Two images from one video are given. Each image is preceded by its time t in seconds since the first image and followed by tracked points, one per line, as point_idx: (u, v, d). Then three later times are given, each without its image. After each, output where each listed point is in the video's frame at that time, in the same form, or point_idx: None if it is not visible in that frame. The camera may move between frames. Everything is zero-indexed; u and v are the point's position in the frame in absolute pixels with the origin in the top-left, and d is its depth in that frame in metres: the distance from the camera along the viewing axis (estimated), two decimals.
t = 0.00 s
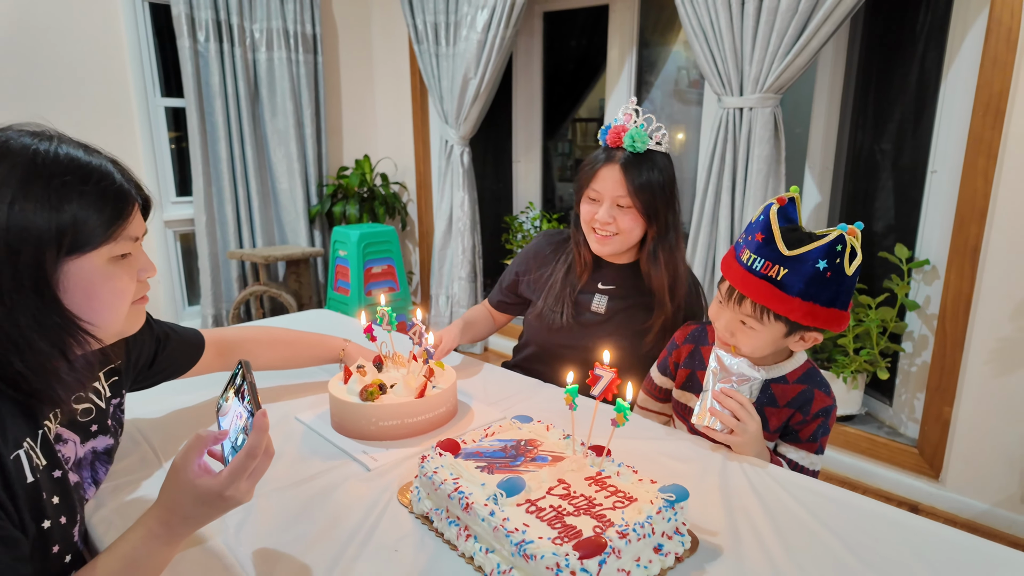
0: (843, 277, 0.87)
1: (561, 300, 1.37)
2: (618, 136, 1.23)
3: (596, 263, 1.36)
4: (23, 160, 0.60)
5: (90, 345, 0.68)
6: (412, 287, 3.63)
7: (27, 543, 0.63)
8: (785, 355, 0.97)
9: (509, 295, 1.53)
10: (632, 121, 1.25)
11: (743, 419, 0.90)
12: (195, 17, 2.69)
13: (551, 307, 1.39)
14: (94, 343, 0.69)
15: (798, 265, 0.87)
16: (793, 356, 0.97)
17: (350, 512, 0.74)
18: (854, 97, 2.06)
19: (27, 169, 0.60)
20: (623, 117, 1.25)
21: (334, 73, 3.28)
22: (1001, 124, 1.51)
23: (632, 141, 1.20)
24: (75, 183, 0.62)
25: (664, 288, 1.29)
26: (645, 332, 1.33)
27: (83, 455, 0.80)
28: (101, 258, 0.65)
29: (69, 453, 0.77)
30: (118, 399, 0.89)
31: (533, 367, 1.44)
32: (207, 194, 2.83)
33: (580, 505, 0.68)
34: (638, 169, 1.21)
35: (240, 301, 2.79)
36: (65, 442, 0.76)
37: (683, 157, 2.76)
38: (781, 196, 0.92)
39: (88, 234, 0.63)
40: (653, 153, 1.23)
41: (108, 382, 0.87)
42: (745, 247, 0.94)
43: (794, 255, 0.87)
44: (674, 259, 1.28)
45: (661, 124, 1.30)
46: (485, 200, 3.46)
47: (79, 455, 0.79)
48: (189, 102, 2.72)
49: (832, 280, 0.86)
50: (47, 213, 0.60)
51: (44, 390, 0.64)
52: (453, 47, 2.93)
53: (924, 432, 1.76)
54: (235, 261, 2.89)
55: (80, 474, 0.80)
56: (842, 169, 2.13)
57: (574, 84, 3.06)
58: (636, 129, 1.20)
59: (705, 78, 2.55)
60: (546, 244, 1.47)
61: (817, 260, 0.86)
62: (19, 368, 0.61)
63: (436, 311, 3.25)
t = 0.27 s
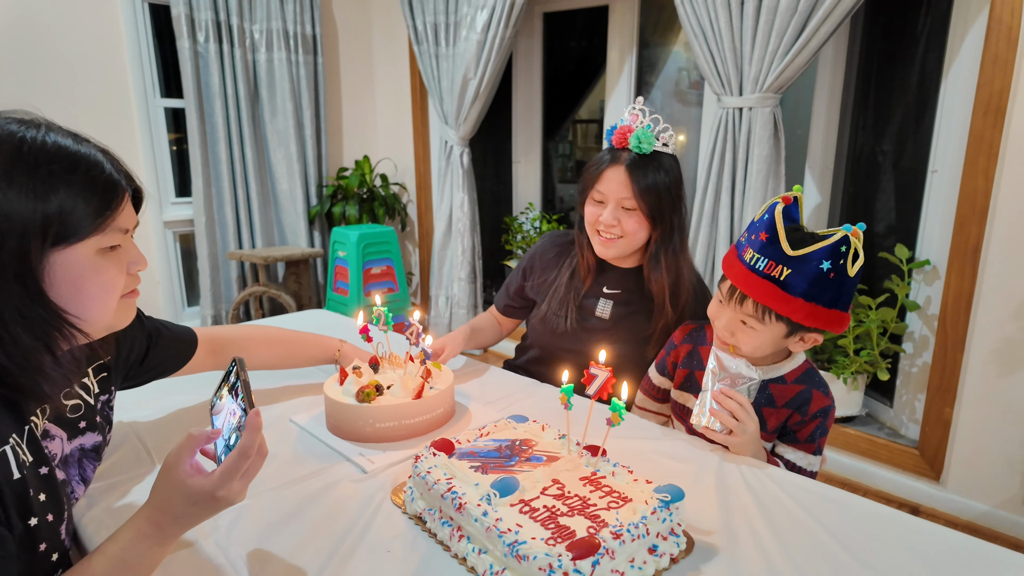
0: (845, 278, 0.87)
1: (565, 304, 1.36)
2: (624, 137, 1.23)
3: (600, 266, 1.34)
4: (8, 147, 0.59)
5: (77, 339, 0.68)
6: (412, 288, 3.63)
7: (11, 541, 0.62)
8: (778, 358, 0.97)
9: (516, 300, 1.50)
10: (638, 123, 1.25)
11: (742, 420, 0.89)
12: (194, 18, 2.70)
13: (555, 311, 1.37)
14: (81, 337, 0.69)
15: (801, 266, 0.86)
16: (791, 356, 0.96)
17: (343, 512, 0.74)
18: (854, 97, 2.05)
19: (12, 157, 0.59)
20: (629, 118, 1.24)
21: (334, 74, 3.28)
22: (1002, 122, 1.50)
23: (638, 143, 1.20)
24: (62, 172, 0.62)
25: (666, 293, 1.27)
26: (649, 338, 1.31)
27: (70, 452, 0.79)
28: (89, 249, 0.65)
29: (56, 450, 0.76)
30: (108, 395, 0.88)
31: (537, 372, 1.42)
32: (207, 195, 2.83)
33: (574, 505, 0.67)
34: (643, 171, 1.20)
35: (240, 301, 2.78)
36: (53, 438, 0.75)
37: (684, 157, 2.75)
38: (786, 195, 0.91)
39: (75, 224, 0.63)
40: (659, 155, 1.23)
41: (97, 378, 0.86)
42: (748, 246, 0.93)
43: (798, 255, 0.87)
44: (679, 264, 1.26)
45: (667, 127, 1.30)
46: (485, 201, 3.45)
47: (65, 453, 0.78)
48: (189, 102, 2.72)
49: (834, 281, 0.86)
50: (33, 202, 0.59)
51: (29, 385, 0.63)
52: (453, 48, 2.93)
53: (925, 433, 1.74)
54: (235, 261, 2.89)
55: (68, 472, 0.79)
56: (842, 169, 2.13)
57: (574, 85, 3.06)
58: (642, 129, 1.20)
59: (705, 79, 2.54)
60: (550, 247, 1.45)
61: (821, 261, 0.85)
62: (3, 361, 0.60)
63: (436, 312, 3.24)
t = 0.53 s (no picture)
0: (836, 286, 0.88)
1: (570, 316, 1.35)
2: (632, 150, 1.21)
3: (607, 279, 1.32)
4: (4, 140, 0.60)
5: (73, 329, 0.68)
6: (412, 291, 3.64)
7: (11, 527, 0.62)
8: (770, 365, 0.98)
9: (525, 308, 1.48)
10: (647, 136, 1.22)
11: (736, 426, 0.89)
12: (196, 23, 2.72)
13: (561, 322, 1.36)
14: (77, 327, 0.69)
15: (794, 274, 0.87)
16: (780, 364, 0.98)
17: (339, 517, 0.75)
18: (851, 102, 2.07)
19: (8, 149, 0.59)
20: (638, 131, 1.22)
21: (334, 79, 3.30)
22: (996, 128, 1.51)
23: (646, 156, 1.18)
24: (59, 163, 0.62)
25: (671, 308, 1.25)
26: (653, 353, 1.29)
27: (72, 446, 0.80)
28: (84, 240, 0.65)
29: (58, 443, 0.77)
30: (107, 391, 0.89)
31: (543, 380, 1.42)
32: (208, 199, 2.85)
33: (565, 510, 0.68)
34: (652, 185, 1.18)
35: (240, 305, 2.80)
36: (54, 431, 0.76)
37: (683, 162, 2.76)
38: (778, 204, 0.92)
39: (69, 215, 0.63)
40: (670, 169, 1.21)
41: (96, 374, 0.87)
42: (742, 254, 0.94)
43: (791, 263, 0.88)
44: (685, 280, 1.24)
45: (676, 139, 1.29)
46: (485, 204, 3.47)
47: (67, 446, 0.79)
48: (190, 107, 2.74)
49: (826, 289, 0.88)
50: (28, 194, 0.60)
51: (27, 375, 0.63)
52: (453, 52, 2.94)
53: (920, 438, 1.75)
54: (235, 265, 2.91)
55: (70, 466, 0.80)
56: (839, 174, 2.14)
57: (573, 89, 3.08)
58: (651, 143, 1.18)
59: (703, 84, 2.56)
60: (559, 256, 1.43)
61: (814, 270, 0.87)
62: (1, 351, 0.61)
63: (435, 315, 3.26)
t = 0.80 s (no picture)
0: (821, 290, 0.91)
1: (572, 324, 1.36)
2: (638, 164, 1.21)
3: (609, 290, 1.33)
4: None
5: None
6: (411, 295, 3.67)
7: None
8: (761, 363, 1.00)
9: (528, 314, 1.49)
10: (653, 151, 1.23)
11: (725, 427, 0.92)
12: (197, 31, 2.75)
13: (562, 331, 1.38)
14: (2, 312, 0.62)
15: (782, 277, 0.90)
16: (768, 365, 1.00)
17: (337, 515, 0.77)
18: (844, 108, 2.10)
19: None
20: (645, 146, 1.23)
21: (334, 84, 3.33)
22: (985, 135, 1.53)
23: (651, 172, 1.18)
24: None
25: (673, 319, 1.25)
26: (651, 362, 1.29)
27: (45, 439, 0.77)
28: None
29: (28, 435, 0.74)
30: (79, 385, 0.84)
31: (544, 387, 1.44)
32: (209, 204, 2.87)
33: (557, 507, 0.71)
34: (656, 200, 1.18)
35: (241, 309, 2.82)
36: (23, 423, 0.74)
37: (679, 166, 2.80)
38: (764, 211, 0.96)
39: None
40: (674, 186, 1.21)
41: (63, 369, 0.82)
42: (730, 259, 0.96)
43: (778, 267, 0.90)
44: (688, 292, 1.24)
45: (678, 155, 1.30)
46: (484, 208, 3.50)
47: (39, 439, 0.76)
48: (192, 113, 2.77)
49: (812, 292, 0.90)
50: None
51: None
52: (451, 59, 2.98)
53: (912, 439, 1.78)
54: (236, 269, 2.93)
55: (43, 459, 0.77)
56: (833, 179, 2.17)
57: (571, 95, 3.11)
58: (656, 159, 1.18)
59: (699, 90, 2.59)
60: (563, 264, 1.44)
61: (800, 273, 0.89)
62: None
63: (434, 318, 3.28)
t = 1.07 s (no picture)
0: (815, 299, 0.93)
1: (573, 338, 1.37)
2: (649, 184, 1.22)
3: (611, 305, 1.34)
4: None
5: None
6: (410, 300, 3.69)
7: None
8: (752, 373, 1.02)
9: (529, 324, 1.50)
10: (664, 171, 1.24)
11: (719, 437, 0.93)
12: (198, 38, 2.77)
13: (562, 343, 1.39)
14: None
15: (777, 287, 0.92)
16: (763, 373, 1.02)
17: (339, 524, 0.78)
18: (839, 117, 2.13)
19: None
20: (656, 165, 1.24)
21: (333, 91, 3.36)
22: (977, 145, 1.55)
23: (662, 192, 1.20)
24: None
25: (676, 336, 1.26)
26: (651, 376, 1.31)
27: None
28: None
29: None
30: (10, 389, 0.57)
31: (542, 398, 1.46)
32: (209, 211, 2.89)
33: (555, 516, 0.72)
34: (666, 221, 1.19)
35: (240, 314, 2.83)
36: None
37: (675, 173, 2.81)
38: (760, 222, 0.96)
39: None
40: (680, 206, 1.21)
41: None
42: (725, 270, 0.97)
43: (773, 277, 0.92)
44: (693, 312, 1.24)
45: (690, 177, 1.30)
46: (482, 214, 3.52)
47: None
48: (192, 120, 2.78)
49: (806, 301, 0.92)
50: None
51: None
52: (450, 66, 3.00)
53: (907, 445, 1.79)
54: (236, 275, 2.94)
55: None
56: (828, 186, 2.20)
57: (569, 102, 3.13)
58: (667, 178, 1.20)
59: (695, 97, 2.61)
60: (565, 277, 1.46)
61: (795, 282, 0.91)
62: None
63: (433, 324, 3.29)
